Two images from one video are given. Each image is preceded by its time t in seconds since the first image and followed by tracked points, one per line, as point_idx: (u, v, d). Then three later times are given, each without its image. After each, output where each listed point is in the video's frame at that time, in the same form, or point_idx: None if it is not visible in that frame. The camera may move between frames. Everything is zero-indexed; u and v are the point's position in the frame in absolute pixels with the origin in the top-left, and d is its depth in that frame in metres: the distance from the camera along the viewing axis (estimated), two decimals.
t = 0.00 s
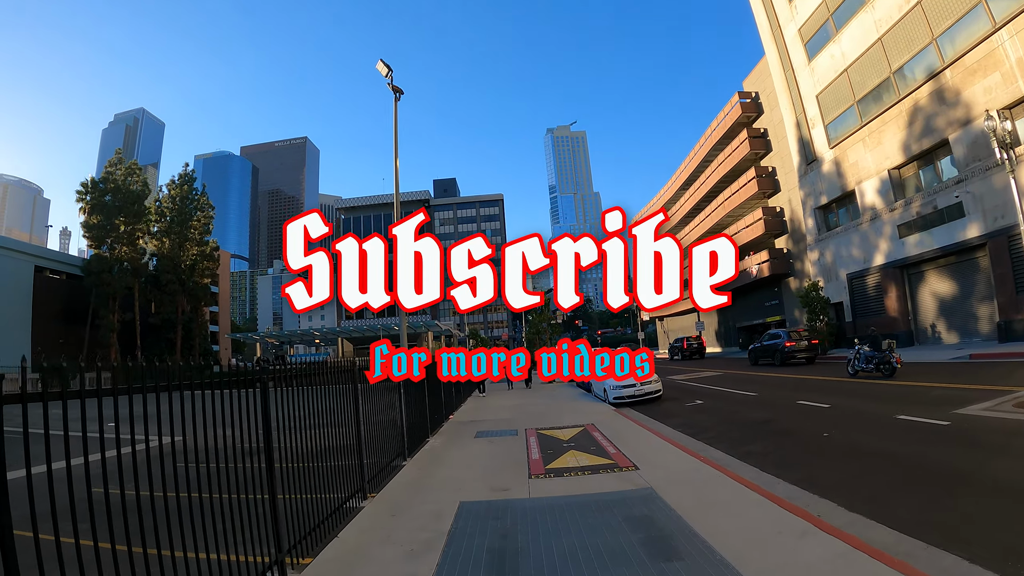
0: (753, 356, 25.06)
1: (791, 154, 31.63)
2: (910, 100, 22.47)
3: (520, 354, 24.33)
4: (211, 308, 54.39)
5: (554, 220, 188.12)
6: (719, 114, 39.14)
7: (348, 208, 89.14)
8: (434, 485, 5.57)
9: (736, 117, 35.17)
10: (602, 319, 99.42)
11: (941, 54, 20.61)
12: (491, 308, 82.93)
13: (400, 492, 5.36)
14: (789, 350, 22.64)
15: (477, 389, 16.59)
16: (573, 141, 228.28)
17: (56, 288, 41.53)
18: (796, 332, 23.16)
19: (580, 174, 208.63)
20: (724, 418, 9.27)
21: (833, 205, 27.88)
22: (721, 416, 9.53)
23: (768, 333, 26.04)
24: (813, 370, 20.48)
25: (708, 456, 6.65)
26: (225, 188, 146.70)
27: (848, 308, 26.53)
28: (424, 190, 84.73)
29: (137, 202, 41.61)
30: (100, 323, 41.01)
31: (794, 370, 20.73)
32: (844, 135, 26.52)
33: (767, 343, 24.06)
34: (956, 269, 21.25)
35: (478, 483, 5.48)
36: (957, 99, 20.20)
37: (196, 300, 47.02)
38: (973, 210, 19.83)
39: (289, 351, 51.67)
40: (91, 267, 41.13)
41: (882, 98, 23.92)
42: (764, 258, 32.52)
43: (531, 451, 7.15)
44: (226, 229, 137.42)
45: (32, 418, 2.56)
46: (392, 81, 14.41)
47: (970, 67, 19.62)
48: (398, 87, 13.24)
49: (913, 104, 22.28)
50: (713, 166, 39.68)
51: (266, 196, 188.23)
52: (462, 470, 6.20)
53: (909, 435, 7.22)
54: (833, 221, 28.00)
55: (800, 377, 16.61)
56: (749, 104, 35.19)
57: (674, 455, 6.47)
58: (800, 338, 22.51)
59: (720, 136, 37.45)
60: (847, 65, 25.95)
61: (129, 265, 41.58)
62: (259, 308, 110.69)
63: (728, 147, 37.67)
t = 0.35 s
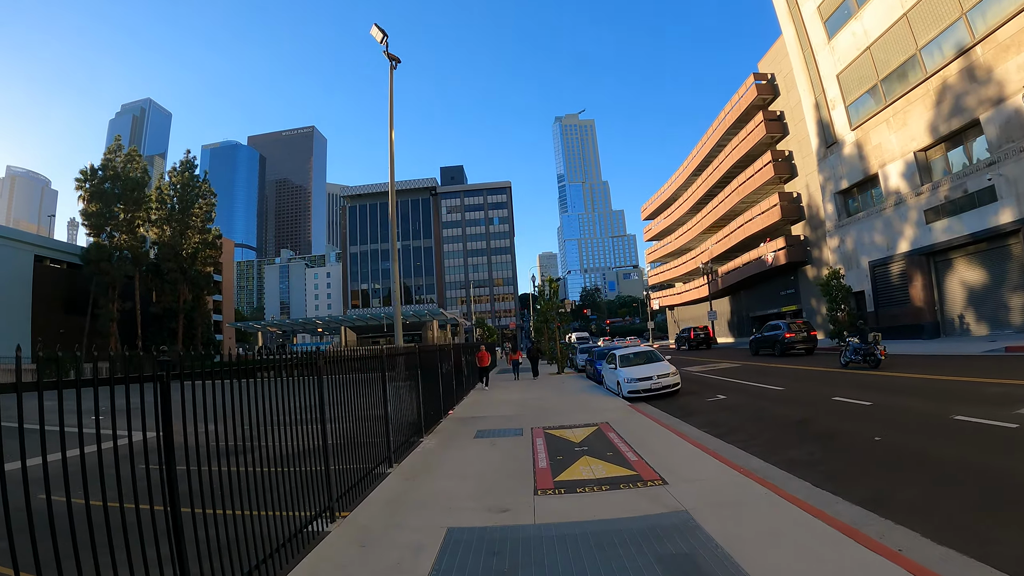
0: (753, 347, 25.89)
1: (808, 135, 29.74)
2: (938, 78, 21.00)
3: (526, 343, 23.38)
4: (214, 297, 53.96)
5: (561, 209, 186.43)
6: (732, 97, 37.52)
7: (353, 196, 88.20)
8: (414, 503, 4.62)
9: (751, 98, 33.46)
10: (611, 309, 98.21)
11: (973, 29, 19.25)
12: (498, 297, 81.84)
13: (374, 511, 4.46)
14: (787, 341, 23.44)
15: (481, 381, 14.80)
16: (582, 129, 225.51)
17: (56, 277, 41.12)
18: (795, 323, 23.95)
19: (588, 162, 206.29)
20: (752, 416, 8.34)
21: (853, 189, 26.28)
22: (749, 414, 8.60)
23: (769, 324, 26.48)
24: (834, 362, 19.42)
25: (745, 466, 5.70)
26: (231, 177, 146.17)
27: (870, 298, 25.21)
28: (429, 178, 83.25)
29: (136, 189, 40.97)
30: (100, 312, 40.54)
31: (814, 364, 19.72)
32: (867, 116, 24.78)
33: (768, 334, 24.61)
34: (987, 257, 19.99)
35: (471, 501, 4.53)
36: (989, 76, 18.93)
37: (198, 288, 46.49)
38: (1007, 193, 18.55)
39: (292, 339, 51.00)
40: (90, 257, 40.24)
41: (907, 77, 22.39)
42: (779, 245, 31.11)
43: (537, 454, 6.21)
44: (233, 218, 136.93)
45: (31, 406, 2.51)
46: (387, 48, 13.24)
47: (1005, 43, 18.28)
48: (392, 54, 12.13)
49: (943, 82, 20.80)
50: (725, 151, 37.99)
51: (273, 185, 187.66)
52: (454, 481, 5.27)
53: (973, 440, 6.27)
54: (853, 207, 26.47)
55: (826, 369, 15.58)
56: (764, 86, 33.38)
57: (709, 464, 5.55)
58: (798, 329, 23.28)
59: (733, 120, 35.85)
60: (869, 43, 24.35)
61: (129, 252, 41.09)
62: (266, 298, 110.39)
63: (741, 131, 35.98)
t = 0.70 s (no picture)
0: (754, 339, 25.97)
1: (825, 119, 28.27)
2: (967, 56, 19.73)
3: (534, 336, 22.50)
4: (216, 289, 53.37)
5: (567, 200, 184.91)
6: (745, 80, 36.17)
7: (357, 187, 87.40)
8: (406, 532, 3.86)
9: (764, 82, 32.09)
10: (618, 300, 97.14)
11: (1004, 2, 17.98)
12: (504, 288, 80.87)
13: (347, 551, 3.58)
14: (786, 333, 23.77)
15: (483, 377, 13.70)
16: (588, 119, 223.30)
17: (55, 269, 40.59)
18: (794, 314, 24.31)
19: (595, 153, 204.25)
20: (791, 421, 7.51)
21: (874, 173, 24.97)
22: (784, 417, 7.76)
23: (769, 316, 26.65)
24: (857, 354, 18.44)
25: (797, 483, 4.87)
26: (236, 169, 145.76)
27: (892, 287, 23.88)
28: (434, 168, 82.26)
29: (134, 180, 40.27)
30: (99, 304, 40.01)
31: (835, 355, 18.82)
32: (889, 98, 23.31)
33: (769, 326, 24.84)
34: (1018, 244, 18.80)
35: (465, 536, 3.68)
36: (1021, 53, 17.79)
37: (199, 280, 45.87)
38: None
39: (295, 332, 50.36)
40: (86, 248, 39.67)
41: (932, 55, 20.99)
42: (794, 234, 29.95)
43: (548, 466, 5.34)
44: (239, 210, 136.56)
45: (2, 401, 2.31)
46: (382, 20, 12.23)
47: None
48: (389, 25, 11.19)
49: (971, 60, 19.56)
50: (737, 137, 36.63)
51: (281, 177, 187.40)
52: (448, 506, 4.38)
53: None
54: (874, 192, 25.11)
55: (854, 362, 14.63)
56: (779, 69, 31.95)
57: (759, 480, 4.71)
58: (797, 320, 23.65)
59: (746, 105, 34.54)
60: (890, 20, 22.86)
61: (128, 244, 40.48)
62: (272, 289, 109.91)
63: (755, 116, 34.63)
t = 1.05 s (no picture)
0: (753, 331, 26.05)
1: (838, 103, 26.83)
2: (991, 35, 17.86)
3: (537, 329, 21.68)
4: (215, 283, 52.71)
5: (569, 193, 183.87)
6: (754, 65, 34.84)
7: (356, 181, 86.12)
8: None
9: (774, 66, 30.64)
10: (622, 293, 96.37)
11: None
12: (507, 282, 79.97)
13: None
14: (784, 326, 23.59)
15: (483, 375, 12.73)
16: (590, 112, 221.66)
17: (49, 265, 39.89)
18: (792, 308, 24.12)
19: (597, 145, 202.94)
20: (834, 429, 6.74)
21: (891, 159, 23.16)
22: (824, 424, 6.99)
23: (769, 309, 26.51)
24: (876, 348, 17.62)
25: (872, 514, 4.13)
26: (236, 163, 145.06)
27: (912, 279, 22.41)
28: (435, 160, 81.39)
29: (128, 173, 39.44)
30: (93, 300, 39.30)
31: (853, 348, 17.96)
32: (907, 80, 21.21)
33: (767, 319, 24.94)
34: None
35: None
36: None
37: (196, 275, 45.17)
38: None
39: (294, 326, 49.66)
40: (79, 243, 38.81)
41: (952, 34, 19.12)
42: (806, 223, 28.93)
43: (561, 491, 4.51)
44: (239, 205, 135.75)
45: None
46: None
47: None
48: None
49: (996, 39, 17.69)
50: (746, 125, 35.26)
51: (281, 171, 186.45)
52: (435, 550, 3.51)
53: None
54: (891, 179, 23.45)
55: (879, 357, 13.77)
56: (790, 52, 30.36)
57: (824, 513, 3.97)
58: (795, 314, 23.63)
59: (756, 90, 33.25)
60: None
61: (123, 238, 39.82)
62: (274, 284, 109.46)
63: (764, 101, 33.26)
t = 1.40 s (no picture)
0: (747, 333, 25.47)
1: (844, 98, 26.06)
2: (1007, 22, 17.02)
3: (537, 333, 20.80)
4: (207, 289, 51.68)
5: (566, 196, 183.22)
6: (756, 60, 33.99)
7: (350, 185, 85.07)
8: None
9: (777, 61, 29.89)
10: (621, 296, 95.59)
11: None
12: (504, 285, 79.08)
13: None
14: (779, 329, 23.07)
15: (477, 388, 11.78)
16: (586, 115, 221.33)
17: (36, 272, 38.83)
18: (786, 309, 23.58)
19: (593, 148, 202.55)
20: (881, 447, 5.98)
21: (902, 154, 22.36)
22: (868, 441, 6.17)
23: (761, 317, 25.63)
24: (894, 350, 16.76)
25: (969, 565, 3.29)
26: (231, 169, 144.05)
27: (926, 277, 21.57)
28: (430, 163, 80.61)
29: (117, 177, 38.50)
30: (81, 308, 38.25)
31: (870, 350, 17.11)
32: (917, 71, 20.38)
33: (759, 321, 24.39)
34: None
35: None
36: None
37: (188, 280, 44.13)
38: None
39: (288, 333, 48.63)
40: (67, 248, 37.84)
41: (965, 22, 18.30)
42: (812, 222, 28.13)
43: (575, 537, 3.67)
44: (235, 210, 134.54)
45: None
46: None
47: None
48: None
49: (1012, 26, 16.85)
50: (748, 122, 34.51)
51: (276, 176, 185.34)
52: None
53: None
54: (901, 175, 22.68)
55: (901, 360, 12.97)
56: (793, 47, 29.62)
57: (908, 567, 3.21)
58: (787, 316, 23.14)
59: (758, 86, 32.37)
60: None
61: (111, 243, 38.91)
62: (269, 290, 108.25)
63: (767, 98, 32.51)
